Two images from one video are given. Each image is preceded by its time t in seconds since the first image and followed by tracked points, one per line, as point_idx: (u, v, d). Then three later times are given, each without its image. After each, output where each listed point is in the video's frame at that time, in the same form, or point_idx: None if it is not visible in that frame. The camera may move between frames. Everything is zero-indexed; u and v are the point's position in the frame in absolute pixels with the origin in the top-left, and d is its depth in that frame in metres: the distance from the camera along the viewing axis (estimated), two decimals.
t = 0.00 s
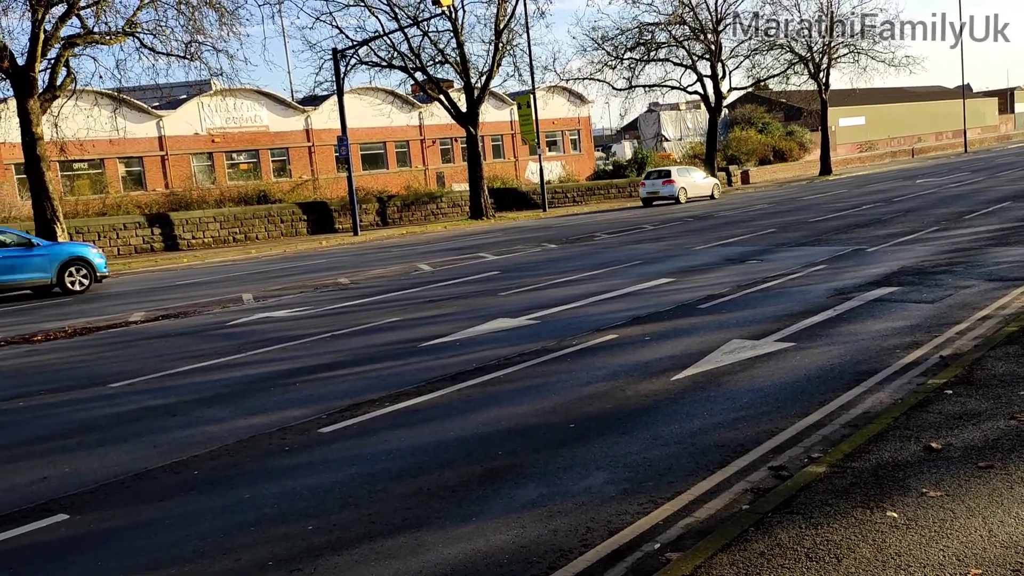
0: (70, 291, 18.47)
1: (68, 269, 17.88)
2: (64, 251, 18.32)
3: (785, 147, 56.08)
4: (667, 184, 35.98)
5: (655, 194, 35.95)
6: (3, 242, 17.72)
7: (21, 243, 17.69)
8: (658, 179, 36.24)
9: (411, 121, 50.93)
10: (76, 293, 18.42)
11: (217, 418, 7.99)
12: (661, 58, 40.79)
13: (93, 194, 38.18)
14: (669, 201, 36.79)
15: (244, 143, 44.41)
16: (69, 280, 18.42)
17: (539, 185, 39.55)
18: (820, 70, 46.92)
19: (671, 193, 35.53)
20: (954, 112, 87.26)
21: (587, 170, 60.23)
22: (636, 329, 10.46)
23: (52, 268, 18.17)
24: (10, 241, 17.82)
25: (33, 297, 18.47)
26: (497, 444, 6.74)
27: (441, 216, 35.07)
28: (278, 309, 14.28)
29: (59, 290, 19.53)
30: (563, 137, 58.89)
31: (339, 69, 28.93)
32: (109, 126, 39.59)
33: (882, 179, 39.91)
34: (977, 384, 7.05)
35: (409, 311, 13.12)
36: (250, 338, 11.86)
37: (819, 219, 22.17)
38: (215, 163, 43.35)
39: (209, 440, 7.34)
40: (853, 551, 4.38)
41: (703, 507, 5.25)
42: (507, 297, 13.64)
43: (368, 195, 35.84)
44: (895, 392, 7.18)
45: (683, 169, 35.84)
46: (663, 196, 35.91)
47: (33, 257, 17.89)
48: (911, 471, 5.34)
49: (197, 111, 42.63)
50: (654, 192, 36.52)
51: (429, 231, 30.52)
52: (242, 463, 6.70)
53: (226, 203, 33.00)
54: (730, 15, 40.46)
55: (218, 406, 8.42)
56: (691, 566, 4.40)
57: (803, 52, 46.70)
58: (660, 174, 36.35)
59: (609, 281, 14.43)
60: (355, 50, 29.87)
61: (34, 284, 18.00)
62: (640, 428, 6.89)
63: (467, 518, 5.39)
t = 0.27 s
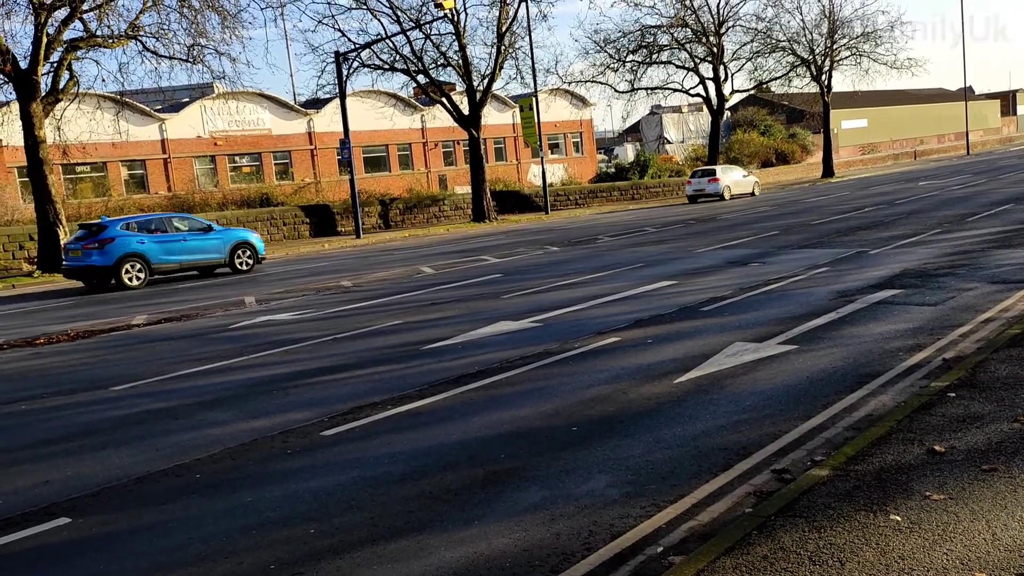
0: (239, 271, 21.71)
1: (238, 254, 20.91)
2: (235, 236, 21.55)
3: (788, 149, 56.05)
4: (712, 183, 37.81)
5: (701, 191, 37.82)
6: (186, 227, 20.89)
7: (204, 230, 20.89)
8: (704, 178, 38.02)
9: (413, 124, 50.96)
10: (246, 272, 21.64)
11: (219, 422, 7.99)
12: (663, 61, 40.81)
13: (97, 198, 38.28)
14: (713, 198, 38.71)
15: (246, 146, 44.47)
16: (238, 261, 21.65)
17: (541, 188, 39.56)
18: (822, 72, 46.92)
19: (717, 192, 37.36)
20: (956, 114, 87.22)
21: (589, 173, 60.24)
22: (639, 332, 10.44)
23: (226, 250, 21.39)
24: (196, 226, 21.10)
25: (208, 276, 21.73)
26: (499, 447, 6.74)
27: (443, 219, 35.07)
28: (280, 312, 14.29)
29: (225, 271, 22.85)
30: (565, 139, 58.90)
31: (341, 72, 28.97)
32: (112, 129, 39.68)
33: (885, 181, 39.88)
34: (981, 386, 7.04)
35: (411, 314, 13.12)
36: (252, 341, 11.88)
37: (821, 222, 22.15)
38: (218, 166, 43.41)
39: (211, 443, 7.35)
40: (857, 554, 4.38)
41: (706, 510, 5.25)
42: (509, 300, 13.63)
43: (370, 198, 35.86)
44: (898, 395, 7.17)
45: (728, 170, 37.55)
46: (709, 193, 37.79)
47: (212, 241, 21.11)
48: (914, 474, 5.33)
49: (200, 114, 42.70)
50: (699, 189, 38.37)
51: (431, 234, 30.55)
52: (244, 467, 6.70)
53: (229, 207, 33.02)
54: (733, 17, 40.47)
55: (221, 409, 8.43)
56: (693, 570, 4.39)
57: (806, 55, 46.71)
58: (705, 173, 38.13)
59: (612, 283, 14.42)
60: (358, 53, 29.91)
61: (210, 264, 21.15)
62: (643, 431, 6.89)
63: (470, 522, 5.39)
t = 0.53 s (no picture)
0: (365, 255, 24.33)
1: (367, 241, 23.42)
2: (362, 224, 24.25)
3: (788, 152, 56.10)
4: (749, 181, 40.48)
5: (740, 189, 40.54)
6: (323, 217, 23.60)
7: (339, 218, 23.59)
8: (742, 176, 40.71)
9: (413, 127, 51.00)
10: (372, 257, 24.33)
11: (219, 425, 7.99)
12: (663, 64, 40.86)
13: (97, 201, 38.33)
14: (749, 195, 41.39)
15: (247, 149, 44.50)
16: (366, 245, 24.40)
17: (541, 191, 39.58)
18: (822, 75, 46.98)
19: (754, 189, 40.00)
20: (956, 116, 87.30)
21: (589, 176, 60.28)
22: (639, 335, 10.44)
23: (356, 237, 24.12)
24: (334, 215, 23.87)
25: (338, 260, 24.45)
26: (499, 451, 6.73)
27: (443, 222, 35.10)
28: (281, 315, 14.29)
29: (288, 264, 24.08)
30: (565, 142, 58.94)
31: (341, 75, 29.01)
32: (113, 133, 39.72)
33: (885, 184, 39.90)
34: (981, 389, 7.03)
35: (411, 317, 13.12)
36: (252, 344, 11.88)
37: (821, 224, 22.16)
38: (218, 169, 43.44)
39: (211, 446, 7.34)
40: (858, 557, 4.37)
41: (707, 513, 5.24)
42: (510, 303, 13.64)
43: (371, 201, 35.88)
44: (899, 397, 7.16)
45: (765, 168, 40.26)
46: (747, 190, 40.48)
47: (344, 228, 23.82)
48: (915, 477, 5.32)
49: (200, 117, 42.73)
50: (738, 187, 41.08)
51: (431, 237, 30.58)
52: (244, 470, 6.69)
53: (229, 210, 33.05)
54: (732, 20, 40.51)
55: (221, 413, 8.42)
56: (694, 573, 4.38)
57: (805, 58, 46.77)
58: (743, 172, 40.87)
59: (612, 287, 14.42)
60: (358, 57, 29.94)
61: (342, 248, 23.81)
62: (643, 434, 6.88)
63: (470, 525, 5.38)
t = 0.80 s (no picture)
0: (463, 244, 27.26)
1: (466, 229, 26.21)
2: (460, 216, 27.23)
3: (785, 156, 56.22)
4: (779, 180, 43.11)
5: (770, 189, 43.19)
6: (428, 209, 26.59)
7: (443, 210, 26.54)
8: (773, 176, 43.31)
9: (411, 131, 51.04)
10: (469, 246, 27.23)
11: (217, 430, 7.98)
12: (661, 68, 40.92)
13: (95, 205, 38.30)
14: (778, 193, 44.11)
15: (245, 153, 44.50)
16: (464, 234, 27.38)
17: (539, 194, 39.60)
18: (819, 79, 47.10)
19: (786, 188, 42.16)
20: (953, 120, 87.57)
21: (586, 179, 60.34)
22: (637, 339, 10.45)
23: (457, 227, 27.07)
24: (437, 208, 26.88)
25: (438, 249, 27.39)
26: (497, 455, 6.73)
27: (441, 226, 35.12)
28: (279, 319, 14.28)
29: (286, 268, 24.05)
30: (563, 146, 59.01)
31: (339, 79, 29.02)
32: (111, 137, 39.71)
33: (883, 188, 39.98)
34: (979, 393, 7.04)
35: (409, 321, 13.11)
36: (251, 348, 11.88)
37: (819, 228, 22.20)
38: (216, 173, 43.42)
39: (209, 451, 7.33)
40: (857, 561, 4.37)
41: (705, 518, 5.24)
42: (508, 307, 13.64)
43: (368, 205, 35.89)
44: (896, 401, 7.18)
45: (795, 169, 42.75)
46: (778, 190, 43.11)
47: (446, 220, 26.77)
48: (914, 481, 5.33)
49: (198, 122, 42.72)
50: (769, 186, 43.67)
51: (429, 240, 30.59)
52: (243, 475, 6.68)
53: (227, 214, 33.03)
54: (729, 24, 40.61)
55: (219, 417, 8.41)
56: None
57: (802, 62, 46.91)
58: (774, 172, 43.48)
59: (610, 290, 14.43)
60: (355, 61, 29.95)
61: (444, 237, 26.80)
62: (642, 438, 6.89)
63: (469, 530, 5.37)
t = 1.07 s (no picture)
0: (539, 235, 30.13)
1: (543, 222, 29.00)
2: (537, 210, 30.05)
3: (777, 160, 56.45)
4: (802, 181, 44.39)
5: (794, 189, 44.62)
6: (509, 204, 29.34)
7: (522, 205, 29.30)
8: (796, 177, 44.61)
9: (404, 135, 51.03)
10: (545, 237, 30.04)
11: (210, 434, 7.95)
12: (653, 72, 41.02)
13: (86, 209, 38.16)
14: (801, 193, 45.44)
15: (237, 157, 44.41)
16: (540, 227, 30.22)
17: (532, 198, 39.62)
18: (811, 84, 47.30)
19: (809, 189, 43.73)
20: (944, 125, 88.10)
21: (580, 183, 60.40)
22: (630, 343, 10.45)
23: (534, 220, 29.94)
24: (515, 204, 29.67)
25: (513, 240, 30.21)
26: (490, 459, 6.71)
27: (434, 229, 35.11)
28: (271, 323, 14.24)
29: (277, 273, 24.01)
30: (556, 151, 59.08)
31: (332, 83, 29.00)
32: (102, 141, 39.58)
33: (874, 192, 40.15)
34: (970, 397, 7.07)
35: (402, 325, 13.08)
36: (243, 353, 11.84)
37: (811, 232, 22.26)
38: (208, 177, 43.31)
39: (201, 456, 7.30)
40: (850, 565, 4.38)
41: (699, 521, 5.24)
42: (501, 311, 13.64)
43: (361, 208, 35.84)
44: (889, 405, 7.20)
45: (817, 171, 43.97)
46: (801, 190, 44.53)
47: (525, 214, 29.56)
48: (906, 485, 5.34)
49: (191, 126, 42.63)
50: (792, 187, 45.02)
51: (422, 244, 30.58)
52: (235, 480, 6.66)
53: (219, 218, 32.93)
54: (722, 29, 40.75)
55: (212, 422, 8.38)
56: None
57: (794, 67, 47.12)
58: (797, 172, 44.75)
59: (603, 294, 14.44)
60: (348, 65, 29.94)
61: (522, 229, 29.55)
62: (635, 442, 6.89)
63: (462, 535, 5.37)
